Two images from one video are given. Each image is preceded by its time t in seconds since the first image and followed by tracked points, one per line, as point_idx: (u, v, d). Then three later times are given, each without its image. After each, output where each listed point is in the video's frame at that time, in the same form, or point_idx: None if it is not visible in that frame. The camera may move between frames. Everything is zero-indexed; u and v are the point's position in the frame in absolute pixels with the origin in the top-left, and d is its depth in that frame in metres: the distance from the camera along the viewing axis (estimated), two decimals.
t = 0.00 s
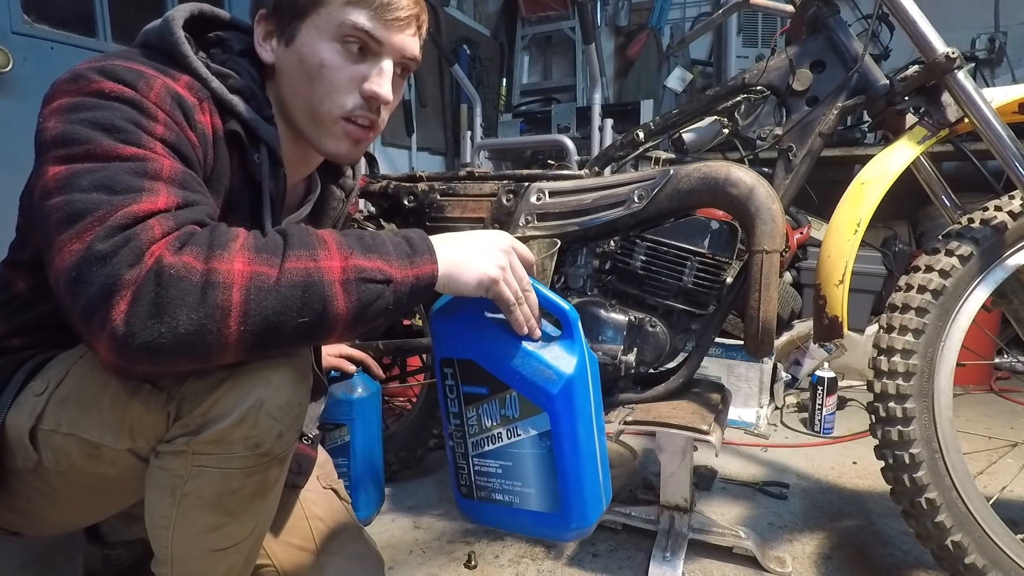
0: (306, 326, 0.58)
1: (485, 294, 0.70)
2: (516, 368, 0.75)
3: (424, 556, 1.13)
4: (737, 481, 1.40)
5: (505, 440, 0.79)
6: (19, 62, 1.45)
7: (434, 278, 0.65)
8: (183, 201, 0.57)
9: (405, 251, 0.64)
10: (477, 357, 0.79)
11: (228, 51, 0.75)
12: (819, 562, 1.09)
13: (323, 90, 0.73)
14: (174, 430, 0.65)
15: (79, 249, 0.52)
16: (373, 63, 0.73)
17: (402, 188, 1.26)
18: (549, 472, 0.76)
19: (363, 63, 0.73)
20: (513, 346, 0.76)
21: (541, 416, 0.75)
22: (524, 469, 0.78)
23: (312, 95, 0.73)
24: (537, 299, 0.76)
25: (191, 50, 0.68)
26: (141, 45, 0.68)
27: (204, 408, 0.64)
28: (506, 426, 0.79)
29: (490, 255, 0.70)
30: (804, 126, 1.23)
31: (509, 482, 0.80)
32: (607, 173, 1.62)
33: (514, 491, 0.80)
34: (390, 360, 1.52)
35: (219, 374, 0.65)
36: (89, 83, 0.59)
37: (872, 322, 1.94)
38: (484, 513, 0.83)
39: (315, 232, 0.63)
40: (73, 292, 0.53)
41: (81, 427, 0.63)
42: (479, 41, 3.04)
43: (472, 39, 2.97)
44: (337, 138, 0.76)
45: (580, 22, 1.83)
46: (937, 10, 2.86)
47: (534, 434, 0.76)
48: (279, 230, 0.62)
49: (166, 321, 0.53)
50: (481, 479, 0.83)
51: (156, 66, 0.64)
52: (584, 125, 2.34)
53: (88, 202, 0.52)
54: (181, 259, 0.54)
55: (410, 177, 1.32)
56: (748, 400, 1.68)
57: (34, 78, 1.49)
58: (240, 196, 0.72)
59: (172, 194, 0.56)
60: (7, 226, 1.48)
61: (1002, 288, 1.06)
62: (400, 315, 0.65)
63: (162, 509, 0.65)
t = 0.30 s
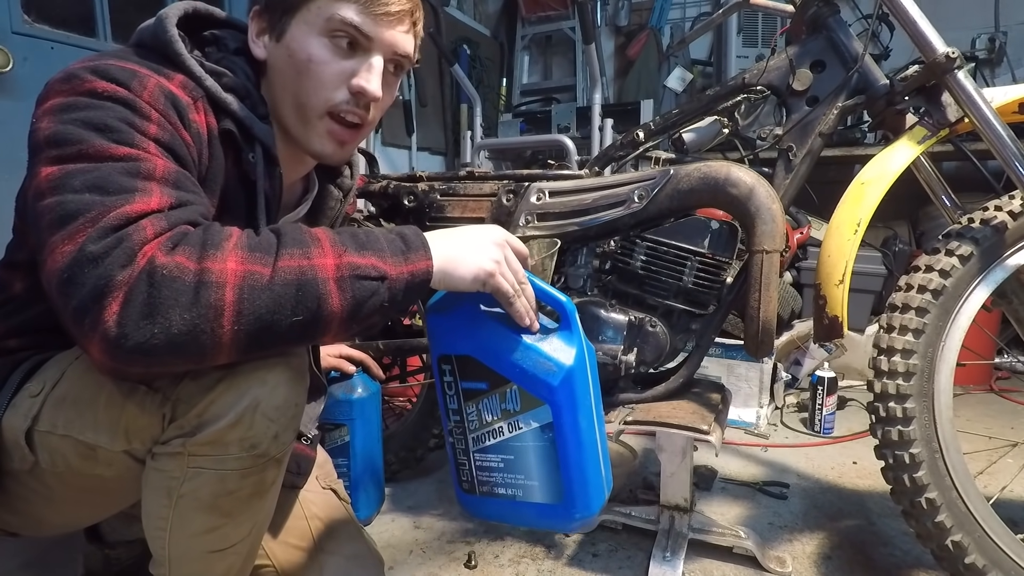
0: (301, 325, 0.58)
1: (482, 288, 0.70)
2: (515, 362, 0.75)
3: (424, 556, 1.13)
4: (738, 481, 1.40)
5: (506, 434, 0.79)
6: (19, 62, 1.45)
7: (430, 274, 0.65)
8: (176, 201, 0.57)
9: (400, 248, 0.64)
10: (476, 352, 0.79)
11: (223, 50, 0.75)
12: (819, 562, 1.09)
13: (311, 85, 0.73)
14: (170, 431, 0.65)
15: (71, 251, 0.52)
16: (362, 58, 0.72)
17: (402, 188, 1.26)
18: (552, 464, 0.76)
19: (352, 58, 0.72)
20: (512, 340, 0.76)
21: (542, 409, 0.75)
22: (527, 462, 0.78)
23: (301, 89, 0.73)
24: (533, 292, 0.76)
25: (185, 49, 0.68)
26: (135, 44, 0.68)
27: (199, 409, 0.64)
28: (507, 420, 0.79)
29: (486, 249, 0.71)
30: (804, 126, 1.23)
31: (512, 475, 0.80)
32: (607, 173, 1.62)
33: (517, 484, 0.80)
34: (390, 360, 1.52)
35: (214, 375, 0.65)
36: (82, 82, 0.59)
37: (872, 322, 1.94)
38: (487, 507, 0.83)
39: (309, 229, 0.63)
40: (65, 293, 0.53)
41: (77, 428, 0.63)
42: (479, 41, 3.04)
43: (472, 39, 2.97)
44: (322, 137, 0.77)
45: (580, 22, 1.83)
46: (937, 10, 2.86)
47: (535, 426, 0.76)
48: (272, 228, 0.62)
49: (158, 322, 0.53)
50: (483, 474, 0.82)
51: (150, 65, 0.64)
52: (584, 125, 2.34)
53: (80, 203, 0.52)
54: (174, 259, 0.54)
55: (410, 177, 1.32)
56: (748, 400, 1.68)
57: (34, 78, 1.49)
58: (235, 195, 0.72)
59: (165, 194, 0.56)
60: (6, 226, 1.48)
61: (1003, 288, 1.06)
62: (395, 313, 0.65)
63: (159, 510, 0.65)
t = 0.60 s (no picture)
0: (300, 324, 0.58)
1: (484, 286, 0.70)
2: (518, 357, 0.75)
3: (424, 556, 1.13)
4: (738, 480, 1.40)
5: (508, 430, 0.79)
6: (19, 63, 1.45)
7: (430, 272, 0.65)
8: (174, 201, 0.57)
9: (399, 247, 0.64)
10: (477, 348, 0.79)
11: (218, 48, 0.74)
12: (819, 562, 1.09)
13: (317, 93, 0.73)
14: (170, 431, 0.65)
15: (69, 251, 0.52)
16: (368, 69, 0.73)
17: (402, 188, 1.25)
18: (554, 459, 0.76)
19: (358, 67, 0.72)
20: (514, 336, 0.76)
21: (544, 404, 0.75)
22: (528, 458, 0.78)
23: (307, 97, 0.73)
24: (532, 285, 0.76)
25: (181, 48, 0.67)
26: (130, 43, 0.68)
27: (200, 408, 0.64)
28: (509, 416, 0.79)
29: (486, 247, 0.71)
30: (805, 126, 1.23)
31: (513, 472, 0.80)
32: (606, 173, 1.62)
33: (519, 481, 0.80)
34: (390, 360, 1.52)
35: (214, 374, 0.65)
36: (78, 82, 0.59)
37: (872, 322, 1.94)
38: (488, 505, 0.83)
39: (308, 228, 0.63)
40: (64, 294, 0.53)
41: (77, 428, 0.63)
42: (479, 41, 3.04)
43: (472, 38, 2.97)
44: (332, 139, 0.76)
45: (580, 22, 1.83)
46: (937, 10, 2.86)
47: (537, 421, 0.76)
48: (271, 227, 0.62)
49: (158, 322, 0.53)
50: (484, 471, 0.82)
51: (146, 64, 0.64)
52: (585, 125, 2.34)
53: (78, 204, 0.52)
54: (173, 258, 0.54)
55: (410, 177, 1.32)
56: (748, 400, 1.68)
57: (33, 78, 1.49)
58: (233, 194, 0.72)
59: (163, 194, 0.56)
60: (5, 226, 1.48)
61: (1003, 287, 1.06)
62: (395, 312, 0.65)
63: (159, 509, 0.65)
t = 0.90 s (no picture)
0: (300, 324, 0.58)
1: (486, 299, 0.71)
2: (551, 342, 0.73)
3: (424, 556, 1.13)
4: (738, 480, 1.40)
5: (548, 421, 0.74)
6: (19, 63, 1.45)
7: (433, 273, 0.64)
8: (173, 196, 0.57)
9: (406, 246, 0.63)
10: (509, 346, 0.72)
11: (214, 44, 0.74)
12: (819, 562, 1.09)
13: (321, 98, 0.73)
14: (173, 429, 0.65)
15: (68, 245, 0.52)
16: (373, 73, 0.73)
17: (402, 188, 1.25)
18: (598, 432, 0.76)
19: (361, 72, 0.73)
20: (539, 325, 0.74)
21: (581, 381, 0.75)
22: (574, 440, 0.75)
23: (309, 104, 0.74)
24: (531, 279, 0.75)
25: (173, 43, 0.67)
26: (123, 39, 0.68)
27: (203, 406, 0.64)
28: (548, 405, 0.74)
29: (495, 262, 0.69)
30: (805, 126, 1.23)
31: (562, 463, 0.74)
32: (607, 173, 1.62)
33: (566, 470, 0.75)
34: (391, 360, 1.53)
35: (217, 372, 0.65)
36: (73, 80, 0.59)
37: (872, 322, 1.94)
38: (538, 509, 0.74)
39: (313, 226, 0.62)
40: (65, 287, 0.53)
41: (80, 427, 0.63)
42: (479, 41, 3.04)
43: (473, 38, 2.97)
44: (334, 144, 0.78)
45: (580, 22, 1.83)
46: (937, 10, 2.85)
47: (577, 400, 0.75)
48: (277, 224, 0.62)
49: (159, 316, 0.54)
50: (529, 473, 0.74)
51: (141, 61, 0.64)
52: (584, 125, 2.34)
53: (76, 198, 0.53)
54: (172, 252, 0.54)
55: (410, 177, 1.32)
56: (748, 400, 1.68)
57: (33, 78, 1.49)
58: (230, 190, 0.72)
59: (161, 188, 0.56)
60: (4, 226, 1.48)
61: (1003, 287, 1.05)
62: (398, 313, 0.64)
63: (161, 507, 0.65)
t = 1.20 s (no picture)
0: (325, 332, 0.59)
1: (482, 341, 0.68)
2: (527, 405, 0.69)
3: (424, 556, 1.13)
4: (738, 480, 1.40)
5: (513, 471, 0.73)
6: (19, 62, 1.45)
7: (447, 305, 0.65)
8: (205, 186, 0.58)
9: (429, 273, 0.65)
10: (490, 396, 0.70)
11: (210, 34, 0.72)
12: (819, 562, 1.09)
13: (332, 95, 0.73)
14: (186, 427, 0.65)
15: (105, 222, 0.52)
16: (382, 70, 0.74)
17: (402, 188, 1.25)
18: (559, 498, 0.72)
19: (370, 67, 0.73)
20: (523, 384, 0.70)
21: (552, 449, 0.70)
22: (534, 496, 0.73)
23: (320, 100, 0.74)
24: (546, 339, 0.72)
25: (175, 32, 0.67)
26: (123, 29, 0.67)
27: (218, 404, 0.64)
28: (516, 458, 0.72)
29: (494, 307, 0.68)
30: (805, 125, 1.23)
31: (518, 508, 0.74)
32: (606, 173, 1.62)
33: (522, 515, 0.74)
34: (391, 360, 1.53)
35: (235, 368, 0.65)
36: (88, 68, 0.59)
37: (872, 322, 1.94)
38: (490, 536, 0.76)
39: (348, 241, 0.64)
40: (98, 265, 0.53)
41: (91, 426, 0.64)
42: (479, 40, 3.04)
43: (472, 38, 2.97)
44: (342, 138, 0.79)
45: (580, 22, 1.82)
46: (937, 10, 2.85)
47: (545, 464, 0.71)
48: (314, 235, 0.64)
49: (201, 299, 0.54)
50: (485, 505, 0.75)
51: (150, 50, 0.64)
52: (584, 125, 2.34)
53: (112, 178, 0.53)
54: (219, 242, 0.55)
55: (410, 177, 1.32)
56: (748, 400, 1.68)
57: (33, 77, 1.48)
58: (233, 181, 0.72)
59: (194, 176, 0.57)
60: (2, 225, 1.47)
61: (1002, 287, 1.06)
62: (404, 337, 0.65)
63: (170, 505, 0.65)
